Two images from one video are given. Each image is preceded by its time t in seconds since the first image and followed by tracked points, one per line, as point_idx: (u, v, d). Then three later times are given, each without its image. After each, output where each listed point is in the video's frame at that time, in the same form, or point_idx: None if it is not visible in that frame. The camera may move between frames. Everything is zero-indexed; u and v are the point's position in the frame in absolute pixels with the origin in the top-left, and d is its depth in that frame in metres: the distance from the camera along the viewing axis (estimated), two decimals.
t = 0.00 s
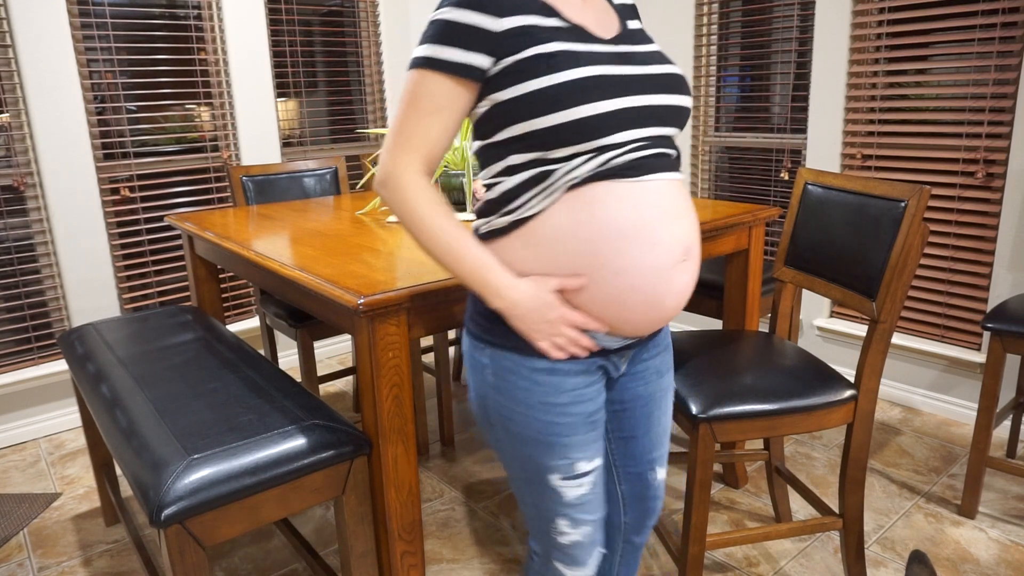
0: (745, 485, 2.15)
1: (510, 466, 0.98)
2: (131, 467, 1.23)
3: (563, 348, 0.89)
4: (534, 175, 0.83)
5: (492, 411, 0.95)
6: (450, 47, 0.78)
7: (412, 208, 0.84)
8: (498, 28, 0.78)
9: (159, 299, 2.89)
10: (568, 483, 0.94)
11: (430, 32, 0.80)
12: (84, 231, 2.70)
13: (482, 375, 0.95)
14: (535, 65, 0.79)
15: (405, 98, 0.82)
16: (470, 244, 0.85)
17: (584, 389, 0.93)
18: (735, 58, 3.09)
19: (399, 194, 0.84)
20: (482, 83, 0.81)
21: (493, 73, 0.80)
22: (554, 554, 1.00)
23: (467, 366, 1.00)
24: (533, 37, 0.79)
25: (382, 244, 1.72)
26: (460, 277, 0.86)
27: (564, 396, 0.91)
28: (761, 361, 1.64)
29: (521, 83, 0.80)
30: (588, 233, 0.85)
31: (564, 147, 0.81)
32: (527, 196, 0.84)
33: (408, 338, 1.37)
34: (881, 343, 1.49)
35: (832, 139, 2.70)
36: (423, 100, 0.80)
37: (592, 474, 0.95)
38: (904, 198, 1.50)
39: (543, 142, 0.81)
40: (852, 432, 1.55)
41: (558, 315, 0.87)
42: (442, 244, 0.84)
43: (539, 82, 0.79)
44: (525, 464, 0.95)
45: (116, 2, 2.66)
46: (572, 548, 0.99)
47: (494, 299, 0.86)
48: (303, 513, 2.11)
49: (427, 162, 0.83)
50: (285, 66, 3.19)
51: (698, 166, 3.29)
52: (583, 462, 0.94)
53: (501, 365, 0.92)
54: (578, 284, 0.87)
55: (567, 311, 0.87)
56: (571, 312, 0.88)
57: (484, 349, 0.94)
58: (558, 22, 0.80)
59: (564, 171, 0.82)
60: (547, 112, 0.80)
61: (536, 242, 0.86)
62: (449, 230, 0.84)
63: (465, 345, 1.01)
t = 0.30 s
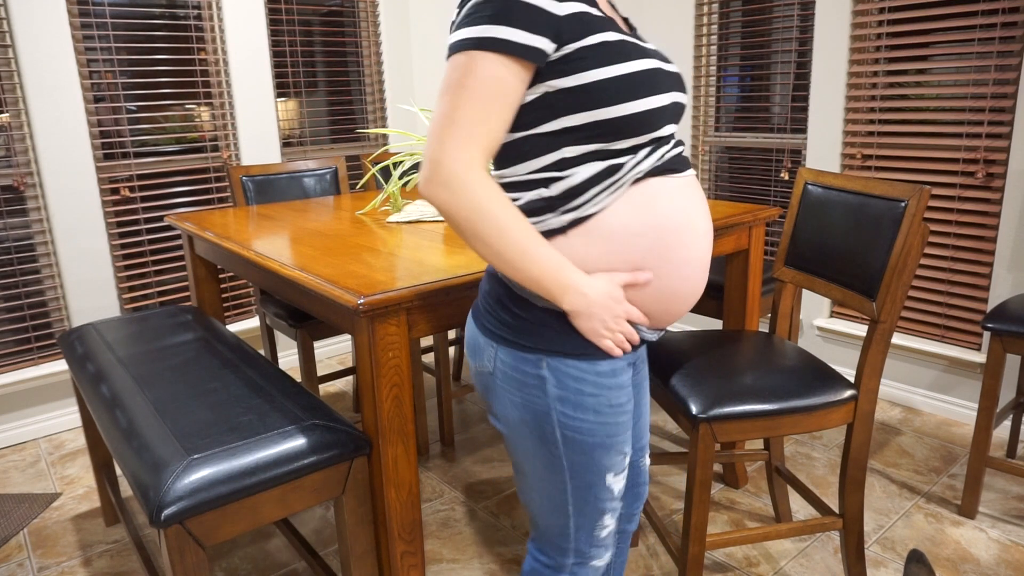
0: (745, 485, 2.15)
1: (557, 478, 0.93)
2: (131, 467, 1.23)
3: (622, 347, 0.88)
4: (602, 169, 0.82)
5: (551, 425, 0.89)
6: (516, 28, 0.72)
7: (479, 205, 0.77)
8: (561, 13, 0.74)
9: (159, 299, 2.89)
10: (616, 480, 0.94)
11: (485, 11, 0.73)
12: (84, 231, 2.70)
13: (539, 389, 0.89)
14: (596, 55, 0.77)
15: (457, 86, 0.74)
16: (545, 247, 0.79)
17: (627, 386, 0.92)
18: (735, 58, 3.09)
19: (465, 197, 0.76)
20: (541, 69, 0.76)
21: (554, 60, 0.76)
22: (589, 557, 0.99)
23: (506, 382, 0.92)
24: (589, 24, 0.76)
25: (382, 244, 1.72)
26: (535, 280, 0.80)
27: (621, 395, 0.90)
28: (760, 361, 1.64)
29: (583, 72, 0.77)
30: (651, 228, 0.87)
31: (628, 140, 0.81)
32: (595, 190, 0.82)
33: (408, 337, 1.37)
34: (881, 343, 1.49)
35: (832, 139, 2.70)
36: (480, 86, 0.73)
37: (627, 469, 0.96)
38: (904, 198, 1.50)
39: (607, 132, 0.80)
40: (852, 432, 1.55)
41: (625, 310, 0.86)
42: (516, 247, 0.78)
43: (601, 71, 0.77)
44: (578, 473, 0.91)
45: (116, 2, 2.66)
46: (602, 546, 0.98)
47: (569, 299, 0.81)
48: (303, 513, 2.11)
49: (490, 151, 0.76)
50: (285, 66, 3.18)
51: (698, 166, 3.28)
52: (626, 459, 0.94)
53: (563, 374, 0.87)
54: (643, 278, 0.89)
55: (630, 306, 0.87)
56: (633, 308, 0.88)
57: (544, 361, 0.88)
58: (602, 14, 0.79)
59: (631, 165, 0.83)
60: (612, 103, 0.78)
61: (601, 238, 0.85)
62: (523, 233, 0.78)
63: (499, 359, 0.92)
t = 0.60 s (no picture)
0: (745, 485, 2.15)
1: (531, 507, 0.88)
2: (131, 467, 1.23)
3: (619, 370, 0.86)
4: (606, 177, 0.81)
5: (540, 457, 0.84)
6: (523, 26, 0.69)
7: (494, 218, 0.71)
8: (562, 13, 0.73)
9: (159, 299, 2.89)
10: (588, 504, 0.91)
11: (487, 7, 0.69)
12: (84, 231, 2.70)
13: (530, 420, 0.84)
14: (595, 56, 0.76)
15: (463, 89, 0.69)
16: (560, 269, 0.75)
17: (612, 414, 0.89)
18: (735, 58, 3.09)
19: (481, 211, 0.71)
20: (543, 72, 0.74)
21: (555, 62, 0.74)
22: None
23: (491, 411, 0.86)
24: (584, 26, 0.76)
25: (382, 244, 1.72)
26: (552, 305, 0.75)
27: (607, 424, 0.87)
28: (761, 361, 1.64)
29: (587, 75, 0.75)
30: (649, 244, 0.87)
31: (628, 146, 0.81)
32: (601, 201, 0.81)
33: (408, 338, 1.37)
34: (881, 344, 1.49)
35: (832, 139, 2.70)
36: (490, 86, 0.69)
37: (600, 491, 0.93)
38: (904, 198, 1.50)
39: (611, 138, 0.79)
40: (852, 432, 1.55)
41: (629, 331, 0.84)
42: (535, 269, 0.73)
43: (603, 74, 0.76)
44: (554, 501, 0.88)
45: (116, 2, 2.66)
46: (562, 569, 0.95)
47: (582, 322, 0.78)
48: (303, 513, 2.11)
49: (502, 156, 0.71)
50: (285, 66, 3.18)
51: (698, 166, 3.27)
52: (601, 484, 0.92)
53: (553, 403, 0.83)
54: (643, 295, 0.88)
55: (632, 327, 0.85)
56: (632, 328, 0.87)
57: (539, 392, 0.83)
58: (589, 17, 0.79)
59: (632, 173, 0.83)
60: (615, 107, 0.77)
61: (603, 256, 0.83)
62: (540, 250, 0.74)
63: (484, 387, 0.86)
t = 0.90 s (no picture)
0: (745, 485, 2.15)
1: (531, 513, 0.88)
2: (131, 467, 1.23)
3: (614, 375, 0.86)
4: (596, 180, 0.80)
5: (539, 465, 0.84)
6: (499, 29, 0.68)
7: (479, 227, 0.71)
8: (541, 12, 0.72)
9: (159, 299, 2.89)
10: (587, 508, 0.91)
11: (461, 14, 0.69)
12: (84, 231, 2.70)
13: (529, 428, 0.83)
14: (577, 55, 0.74)
15: (442, 99, 0.69)
16: (550, 277, 0.75)
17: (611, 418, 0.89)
18: (735, 58, 3.09)
19: (466, 222, 0.71)
20: (525, 73, 0.73)
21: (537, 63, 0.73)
22: None
23: (489, 420, 0.85)
24: (565, 24, 0.74)
25: (382, 244, 1.71)
26: (543, 314, 0.76)
27: (606, 429, 0.87)
28: (761, 361, 1.64)
29: (571, 75, 0.74)
30: (644, 245, 0.87)
31: (616, 146, 0.80)
32: (592, 204, 0.80)
33: (408, 337, 1.37)
34: (881, 344, 1.49)
35: (832, 139, 2.70)
36: (468, 94, 0.68)
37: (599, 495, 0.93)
38: (904, 198, 1.50)
39: (598, 139, 0.78)
40: (852, 433, 1.55)
41: (624, 335, 0.84)
42: (524, 277, 0.73)
43: (587, 73, 0.75)
44: (554, 508, 0.87)
45: (116, 2, 2.66)
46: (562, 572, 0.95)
47: (574, 329, 0.78)
48: (303, 513, 2.11)
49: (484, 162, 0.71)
50: (285, 66, 3.18)
51: (698, 166, 3.27)
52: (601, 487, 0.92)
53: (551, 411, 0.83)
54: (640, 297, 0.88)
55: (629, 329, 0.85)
56: (629, 331, 0.86)
57: (538, 400, 0.83)
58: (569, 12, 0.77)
59: (621, 174, 0.83)
60: (601, 106, 0.76)
61: (595, 261, 0.82)
62: (528, 258, 0.73)
63: (482, 396, 0.85)
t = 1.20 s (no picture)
0: (745, 486, 2.14)
1: (530, 515, 0.88)
2: (131, 467, 1.23)
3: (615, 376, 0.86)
4: (595, 185, 0.80)
5: (538, 467, 0.84)
6: (497, 33, 0.68)
7: (476, 234, 0.71)
8: (539, 16, 0.72)
9: (159, 299, 2.89)
10: (586, 509, 0.91)
11: (458, 18, 0.69)
12: (84, 231, 2.70)
13: (528, 431, 0.83)
14: (576, 59, 0.74)
15: (437, 104, 0.68)
16: (549, 281, 0.75)
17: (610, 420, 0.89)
18: (735, 58, 3.09)
19: (464, 229, 0.71)
20: (523, 79, 0.73)
21: (535, 68, 0.73)
22: None
23: (488, 422, 0.85)
24: (564, 26, 0.74)
25: (382, 244, 1.71)
26: (543, 318, 0.76)
27: (605, 430, 0.87)
28: (761, 361, 1.64)
29: (570, 80, 0.74)
30: (643, 248, 0.87)
31: (616, 150, 0.80)
32: (590, 210, 0.80)
33: (408, 337, 1.37)
34: (881, 344, 1.49)
35: (833, 139, 2.70)
36: (463, 100, 0.68)
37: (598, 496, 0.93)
38: (904, 198, 1.50)
39: (597, 144, 0.78)
40: (852, 433, 1.55)
41: (624, 337, 0.84)
42: (524, 283, 0.74)
43: (587, 77, 0.75)
44: (554, 509, 0.87)
45: (116, 2, 2.66)
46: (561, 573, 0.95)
47: (574, 332, 0.78)
48: (303, 513, 2.11)
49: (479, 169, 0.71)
50: (285, 66, 3.18)
51: (698, 166, 3.27)
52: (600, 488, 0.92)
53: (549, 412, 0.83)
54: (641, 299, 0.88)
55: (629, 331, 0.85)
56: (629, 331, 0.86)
57: (537, 403, 0.82)
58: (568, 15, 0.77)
59: (620, 179, 0.83)
60: (601, 110, 0.76)
61: (594, 263, 0.83)
62: (527, 264, 0.74)
63: (481, 398, 0.85)
